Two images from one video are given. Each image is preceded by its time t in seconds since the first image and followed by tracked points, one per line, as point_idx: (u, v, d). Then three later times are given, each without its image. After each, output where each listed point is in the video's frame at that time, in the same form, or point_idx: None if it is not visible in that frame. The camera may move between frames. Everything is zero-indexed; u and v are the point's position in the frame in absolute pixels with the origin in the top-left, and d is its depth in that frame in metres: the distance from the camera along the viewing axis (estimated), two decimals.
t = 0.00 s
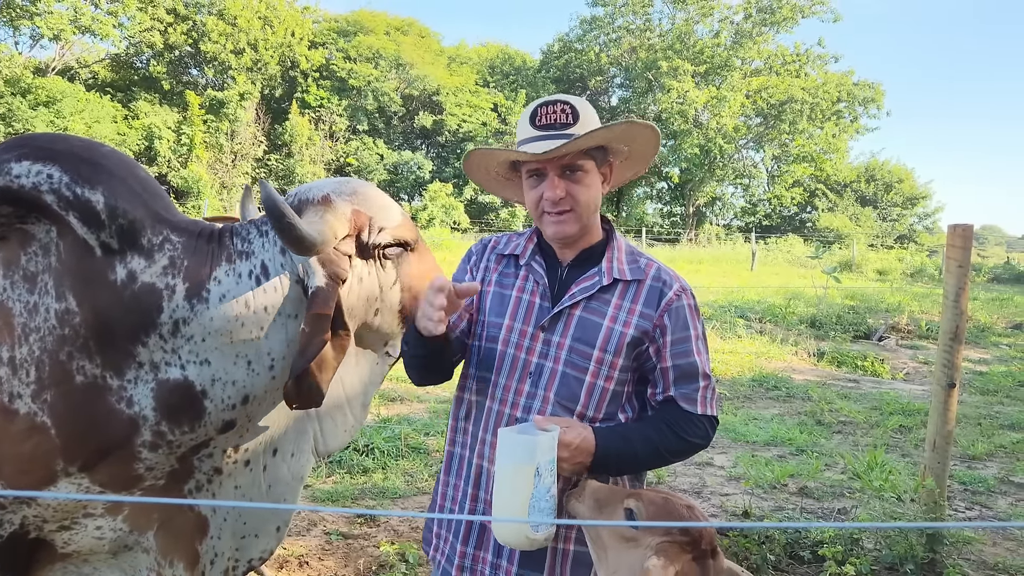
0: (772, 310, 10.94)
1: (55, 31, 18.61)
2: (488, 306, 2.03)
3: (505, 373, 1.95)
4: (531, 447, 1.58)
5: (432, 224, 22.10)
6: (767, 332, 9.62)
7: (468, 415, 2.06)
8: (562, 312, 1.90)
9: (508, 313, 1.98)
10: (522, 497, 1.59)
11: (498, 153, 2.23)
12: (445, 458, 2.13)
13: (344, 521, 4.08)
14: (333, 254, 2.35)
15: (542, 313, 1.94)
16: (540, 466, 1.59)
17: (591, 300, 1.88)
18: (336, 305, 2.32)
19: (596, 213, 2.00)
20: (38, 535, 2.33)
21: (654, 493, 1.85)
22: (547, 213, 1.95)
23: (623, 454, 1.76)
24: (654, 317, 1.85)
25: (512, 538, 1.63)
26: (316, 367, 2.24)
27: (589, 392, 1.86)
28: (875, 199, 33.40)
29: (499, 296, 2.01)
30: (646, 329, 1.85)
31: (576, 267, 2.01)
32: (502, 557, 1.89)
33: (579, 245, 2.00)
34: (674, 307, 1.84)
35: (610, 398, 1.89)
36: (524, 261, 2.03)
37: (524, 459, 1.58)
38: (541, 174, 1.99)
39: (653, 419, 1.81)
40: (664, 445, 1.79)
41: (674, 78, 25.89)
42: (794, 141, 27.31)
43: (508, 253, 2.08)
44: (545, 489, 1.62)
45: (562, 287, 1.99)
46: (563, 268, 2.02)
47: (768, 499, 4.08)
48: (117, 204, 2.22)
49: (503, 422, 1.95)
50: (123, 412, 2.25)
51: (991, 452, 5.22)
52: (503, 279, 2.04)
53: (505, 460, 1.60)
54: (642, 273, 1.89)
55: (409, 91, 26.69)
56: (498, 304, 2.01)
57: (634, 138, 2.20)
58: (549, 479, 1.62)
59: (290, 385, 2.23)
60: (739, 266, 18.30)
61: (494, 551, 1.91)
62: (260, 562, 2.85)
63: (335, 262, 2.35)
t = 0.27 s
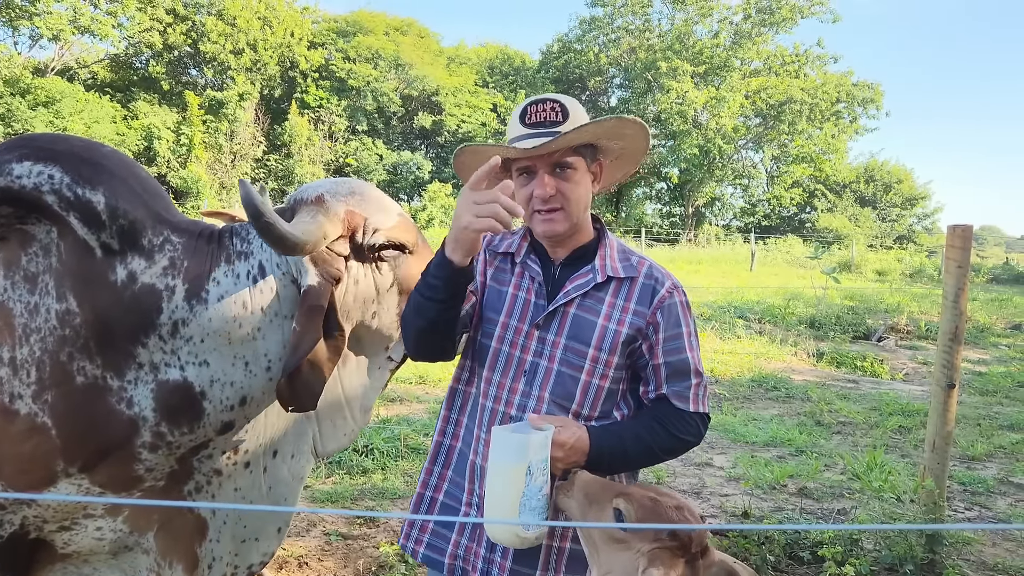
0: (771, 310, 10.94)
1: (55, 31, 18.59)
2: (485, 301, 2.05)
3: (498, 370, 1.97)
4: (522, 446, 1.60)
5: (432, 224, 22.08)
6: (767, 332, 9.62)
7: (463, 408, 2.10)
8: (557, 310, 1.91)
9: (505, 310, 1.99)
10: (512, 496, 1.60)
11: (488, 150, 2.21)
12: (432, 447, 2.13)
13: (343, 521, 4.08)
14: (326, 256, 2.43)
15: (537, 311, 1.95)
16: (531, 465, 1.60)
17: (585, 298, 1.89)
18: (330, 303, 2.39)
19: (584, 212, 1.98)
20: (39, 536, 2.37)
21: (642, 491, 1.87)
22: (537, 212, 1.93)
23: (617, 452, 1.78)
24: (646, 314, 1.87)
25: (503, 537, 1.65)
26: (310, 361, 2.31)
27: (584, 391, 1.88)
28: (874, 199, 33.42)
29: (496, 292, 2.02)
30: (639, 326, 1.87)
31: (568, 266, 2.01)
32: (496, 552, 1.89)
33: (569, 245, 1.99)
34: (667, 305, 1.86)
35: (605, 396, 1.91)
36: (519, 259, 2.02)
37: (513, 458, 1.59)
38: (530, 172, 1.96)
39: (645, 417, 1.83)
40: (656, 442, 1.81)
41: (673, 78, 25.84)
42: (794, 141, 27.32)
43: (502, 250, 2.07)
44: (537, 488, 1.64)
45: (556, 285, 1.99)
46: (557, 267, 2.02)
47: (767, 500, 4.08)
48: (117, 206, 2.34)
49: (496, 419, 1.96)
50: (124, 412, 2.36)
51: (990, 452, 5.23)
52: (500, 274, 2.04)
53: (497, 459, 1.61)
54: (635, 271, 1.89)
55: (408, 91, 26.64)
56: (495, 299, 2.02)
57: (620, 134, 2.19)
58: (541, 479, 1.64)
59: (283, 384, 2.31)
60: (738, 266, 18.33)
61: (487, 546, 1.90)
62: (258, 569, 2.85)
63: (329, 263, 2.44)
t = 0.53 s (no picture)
0: (771, 311, 10.93)
1: (55, 31, 18.59)
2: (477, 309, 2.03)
3: (498, 376, 1.97)
4: (533, 439, 1.67)
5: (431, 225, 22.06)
6: (767, 332, 9.62)
7: (460, 420, 2.05)
8: (554, 313, 1.93)
9: (499, 316, 1.98)
10: (521, 493, 1.65)
11: (494, 143, 2.24)
12: (433, 462, 2.10)
13: (343, 522, 4.07)
14: (319, 256, 2.46)
15: (534, 314, 1.95)
16: (541, 459, 1.66)
17: (582, 301, 1.92)
18: (324, 304, 2.43)
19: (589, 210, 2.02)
20: (41, 535, 2.45)
21: (639, 494, 1.82)
22: (543, 205, 1.96)
23: (619, 453, 1.81)
24: (644, 315, 1.92)
25: (511, 534, 1.67)
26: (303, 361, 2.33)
27: (584, 392, 1.91)
28: (874, 199, 33.42)
29: (489, 299, 2.00)
30: (637, 327, 1.91)
31: (565, 266, 2.02)
32: (508, 561, 1.92)
33: (568, 244, 2.02)
34: (664, 304, 1.91)
35: (604, 397, 1.94)
36: (513, 263, 2.02)
37: (525, 451, 1.66)
38: (540, 165, 2.02)
39: (645, 417, 1.86)
40: (655, 442, 1.83)
41: (673, 78, 25.90)
42: (793, 142, 27.32)
43: (495, 254, 2.07)
44: (546, 484, 1.66)
45: (553, 287, 2.00)
46: (553, 269, 2.03)
47: (768, 500, 4.08)
48: (119, 206, 2.39)
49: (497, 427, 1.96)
50: (125, 412, 2.41)
51: (991, 453, 5.22)
52: (491, 281, 2.03)
53: (509, 450, 1.67)
54: (631, 272, 1.94)
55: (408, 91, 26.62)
56: (488, 307, 2.00)
57: (628, 137, 2.25)
58: (550, 475, 1.66)
59: (275, 382, 2.32)
60: (738, 266, 18.32)
61: (498, 556, 1.94)
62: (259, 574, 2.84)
63: (323, 263, 2.47)
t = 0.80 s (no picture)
0: (772, 311, 10.93)
1: (56, 31, 18.62)
2: (472, 314, 2.08)
3: (495, 378, 2.01)
4: (522, 439, 1.67)
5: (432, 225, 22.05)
6: (768, 333, 9.62)
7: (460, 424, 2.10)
8: (549, 314, 1.97)
9: (495, 319, 2.03)
10: (514, 494, 1.65)
11: (493, 134, 2.25)
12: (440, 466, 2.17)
13: (345, 522, 4.07)
14: (314, 258, 2.50)
15: (528, 316, 2.00)
16: (532, 459, 1.66)
17: (577, 301, 1.96)
18: (321, 304, 2.48)
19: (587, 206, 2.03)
20: (44, 535, 2.47)
21: (638, 496, 1.73)
22: (540, 199, 1.96)
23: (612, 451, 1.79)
24: (639, 313, 1.94)
25: (506, 535, 1.67)
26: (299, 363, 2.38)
27: (581, 392, 1.94)
28: (875, 200, 33.40)
29: (482, 305, 2.06)
30: (632, 325, 1.94)
31: (559, 267, 2.06)
32: (505, 564, 1.96)
33: (564, 242, 2.05)
34: (659, 302, 1.94)
35: (602, 397, 1.97)
36: (506, 265, 2.08)
37: (515, 451, 1.66)
38: (539, 159, 2.03)
39: (641, 414, 1.88)
40: (650, 439, 1.84)
41: (674, 78, 25.95)
42: (794, 142, 27.32)
43: (489, 256, 2.12)
44: (539, 484, 1.67)
45: (546, 289, 2.04)
46: (547, 269, 2.07)
47: (769, 501, 4.07)
48: (125, 208, 2.43)
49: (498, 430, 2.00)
50: (129, 412, 2.45)
51: (992, 454, 5.22)
52: (484, 286, 2.09)
53: (500, 451, 1.67)
54: (626, 271, 1.97)
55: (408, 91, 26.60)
56: (482, 312, 2.05)
57: (627, 138, 2.27)
58: (543, 475, 1.67)
59: (274, 383, 2.39)
60: (739, 267, 18.31)
61: (496, 561, 1.97)
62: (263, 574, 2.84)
63: (320, 265, 2.51)
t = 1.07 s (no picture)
0: (774, 311, 10.93)
1: (58, 31, 18.64)
2: (472, 315, 2.09)
3: (494, 378, 2.02)
4: (502, 439, 1.74)
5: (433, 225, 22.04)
6: (769, 333, 9.62)
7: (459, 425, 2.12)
8: (547, 313, 1.98)
9: (494, 318, 2.04)
10: (495, 494, 1.75)
11: (490, 133, 2.25)
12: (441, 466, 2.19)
13: (347, 522, 4.07)
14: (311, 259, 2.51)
15: (527, 316, 2.01)
16: (512, 459, 1.73)
17: (575, 300, 1.96)
18: (318, 306, 2.49)
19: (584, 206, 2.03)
20: (49, 534, 2.49)
21: (630, 495, 1.73)
22: (537, 197, 1.97)
23: (599, 449, 1.82)
24: (637, 312, 1.94)
25: (490, 533, 1.78)
26: (294, 363, 2.41)
27: (578, 392, 1.94)
28: (876, 200, 33.37)
29: (482, 306, 2.07)
30: (630, 325, 1.93)
31: (558, 267, 2.06)
32: (506, 563, 1.96)
33: (563, 241, 2.05)
34: (657, 301, 1.94)
35: (600, 397, 1.97)
36: (506, 265, 2.09)
37: (494, 452, 1.75)
38: (536, 158, 2.03)
39: (636, 414, 1.88)
40: (645, 438, 1.85)
41: (675, 78, 26.01)
42: (795, 142, 27.30)
43: (490, 257, 2.14)
44: (519, 482, 1.74)
45: (545, 288, 2.05)
46: (546, 269, 2.08)
47: (770, 501, 4.07)
48: (132, 210, 2.47)
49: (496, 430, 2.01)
50: (134, 413, 2.46)
51: (993, 454, 5.22)
52: (485, 287, 2.10)
53: (484, 449, 1.75)
54: (625, 270, 1.97)
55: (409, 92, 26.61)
56: (481, 313, 2.07)
57: (626, 136, 2.26)
58: (524, 473, 1.73)
59: (269, 386, 2.39)
60: (740, 267, 18.29)
61: (498, 558, 1.97)
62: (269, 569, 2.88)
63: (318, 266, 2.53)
